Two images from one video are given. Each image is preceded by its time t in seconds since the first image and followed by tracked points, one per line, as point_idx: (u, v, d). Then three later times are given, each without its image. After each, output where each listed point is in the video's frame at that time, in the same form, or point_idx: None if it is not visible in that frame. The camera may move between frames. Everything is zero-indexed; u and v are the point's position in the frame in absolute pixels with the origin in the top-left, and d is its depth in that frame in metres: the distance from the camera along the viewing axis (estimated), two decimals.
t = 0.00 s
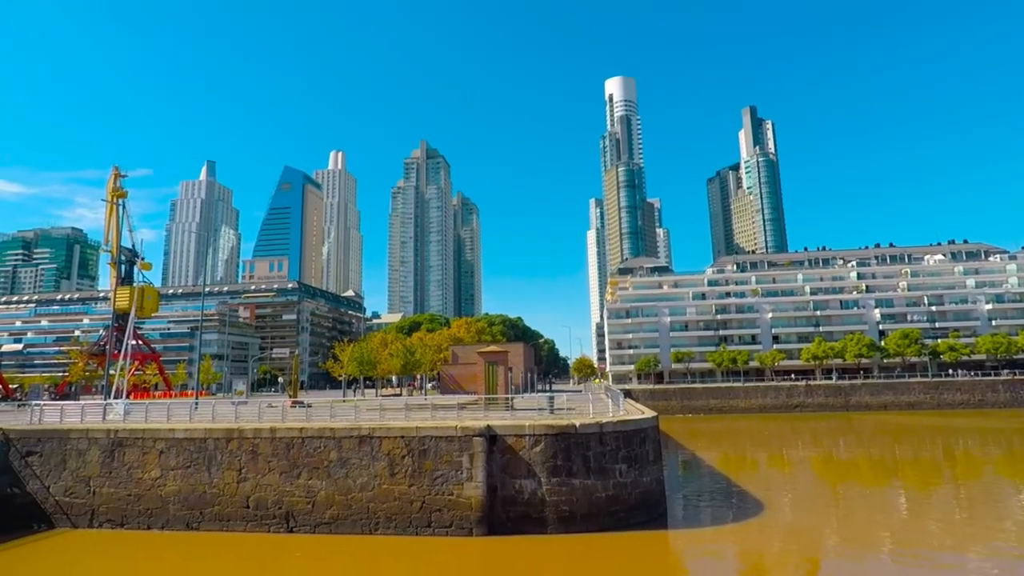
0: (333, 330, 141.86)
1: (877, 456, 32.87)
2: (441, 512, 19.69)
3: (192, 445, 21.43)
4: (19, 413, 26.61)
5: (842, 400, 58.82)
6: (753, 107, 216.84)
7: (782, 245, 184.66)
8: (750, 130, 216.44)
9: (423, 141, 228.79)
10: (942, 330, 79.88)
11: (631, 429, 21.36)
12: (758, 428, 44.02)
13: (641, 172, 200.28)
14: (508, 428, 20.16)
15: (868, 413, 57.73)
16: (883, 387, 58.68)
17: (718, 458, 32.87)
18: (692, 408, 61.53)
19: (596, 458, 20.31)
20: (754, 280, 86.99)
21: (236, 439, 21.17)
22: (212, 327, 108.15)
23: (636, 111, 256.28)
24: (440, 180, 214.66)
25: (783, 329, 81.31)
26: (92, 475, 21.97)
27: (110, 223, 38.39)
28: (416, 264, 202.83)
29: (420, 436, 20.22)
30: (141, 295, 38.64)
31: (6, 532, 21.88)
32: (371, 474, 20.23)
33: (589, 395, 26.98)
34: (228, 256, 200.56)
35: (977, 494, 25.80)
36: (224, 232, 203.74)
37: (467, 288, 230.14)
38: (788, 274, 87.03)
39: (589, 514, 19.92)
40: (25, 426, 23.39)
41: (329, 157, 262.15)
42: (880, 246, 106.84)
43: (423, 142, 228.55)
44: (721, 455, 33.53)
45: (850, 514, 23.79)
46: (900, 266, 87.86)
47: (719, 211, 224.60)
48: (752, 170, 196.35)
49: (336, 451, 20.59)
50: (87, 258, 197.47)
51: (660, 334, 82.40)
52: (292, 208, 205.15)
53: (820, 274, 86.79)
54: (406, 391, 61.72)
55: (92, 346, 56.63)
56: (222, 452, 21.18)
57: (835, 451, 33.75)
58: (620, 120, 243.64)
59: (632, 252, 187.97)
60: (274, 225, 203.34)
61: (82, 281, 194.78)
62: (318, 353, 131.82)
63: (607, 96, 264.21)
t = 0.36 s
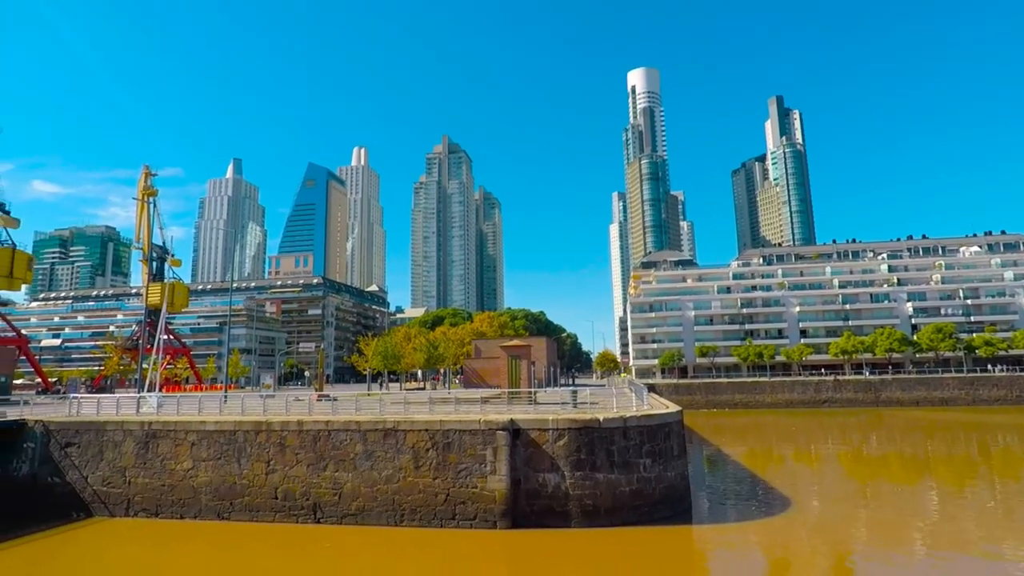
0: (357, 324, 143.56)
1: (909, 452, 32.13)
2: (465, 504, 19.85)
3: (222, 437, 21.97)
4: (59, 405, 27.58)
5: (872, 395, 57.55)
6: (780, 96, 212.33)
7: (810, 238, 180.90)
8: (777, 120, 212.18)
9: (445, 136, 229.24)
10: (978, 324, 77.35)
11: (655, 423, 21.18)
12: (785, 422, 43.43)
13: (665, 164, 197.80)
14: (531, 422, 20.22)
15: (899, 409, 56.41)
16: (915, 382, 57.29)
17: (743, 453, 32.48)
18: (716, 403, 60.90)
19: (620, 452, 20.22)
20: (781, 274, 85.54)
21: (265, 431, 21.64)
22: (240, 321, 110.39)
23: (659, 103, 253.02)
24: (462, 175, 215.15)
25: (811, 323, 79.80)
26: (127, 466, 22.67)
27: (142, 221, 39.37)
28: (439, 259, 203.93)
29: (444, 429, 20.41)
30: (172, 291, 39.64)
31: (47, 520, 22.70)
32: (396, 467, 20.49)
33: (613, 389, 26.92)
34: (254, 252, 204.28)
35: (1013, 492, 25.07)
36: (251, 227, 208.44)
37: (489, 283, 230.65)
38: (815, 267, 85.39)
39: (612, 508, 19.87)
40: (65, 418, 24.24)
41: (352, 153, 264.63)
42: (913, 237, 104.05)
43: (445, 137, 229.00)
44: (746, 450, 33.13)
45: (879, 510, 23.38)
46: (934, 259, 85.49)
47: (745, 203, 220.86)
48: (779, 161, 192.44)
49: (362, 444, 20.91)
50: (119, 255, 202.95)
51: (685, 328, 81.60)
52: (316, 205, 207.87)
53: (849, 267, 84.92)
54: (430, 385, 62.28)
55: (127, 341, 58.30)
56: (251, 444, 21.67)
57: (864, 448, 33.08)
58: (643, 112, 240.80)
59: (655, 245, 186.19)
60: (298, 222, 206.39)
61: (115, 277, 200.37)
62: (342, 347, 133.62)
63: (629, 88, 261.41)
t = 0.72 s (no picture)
0: (381, 317, 145.06)
1: (942, 447, 31.31)
2: (488, 496, 19.99)
3: (251, 427, 22.47)
4: (96, 396, 28.55)
5: (903, 389, 56.25)
6: (808, 83, 207.20)
7: (839, 228, 176.85)
8: (805, 108, 207.30)
9: (466, 129, 229.22)
10: (1016, 316, 74.80)
11: (679, 416, 20.99)
12: (811, 416, 42.78)
13: (689, 155, 194.88)
14: (554, 414, 20.23)
15: (932, 403, 55.04)
16: (949, 375, 55.78)
17: (770, 447, 32.05)
18: (742, 396, 60.18)
19: (644, 445, 20.12)
20: (809, 265, 83.87)
21: (292, 422, 22.08)
22: (267, 314, 112.56)
23: (683, 92, 249.01)
24: (484, 168, 215.05)
25: (840, 316, 78.16)
26: (161, 455, 23.34)
27: (172, 216, 40.26)
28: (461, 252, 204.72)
29: (468, 421, 20.56)
30: (202, 285, 40.73)
31: (86, 506, 23.53)
32: (421, 458, 20.74)
33: (636, 381, 26.79)
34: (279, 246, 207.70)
35: None
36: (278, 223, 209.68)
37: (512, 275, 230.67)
38: (845, 258, 83.48)
39: (636, 501, 19.80)
40: (101, 408, 25.05)
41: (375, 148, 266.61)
42: (948, 227, 100.98)
43: (467, 130, 229.01)
44: (773, 444, 32.65)
45: (910, 506, 22.89)
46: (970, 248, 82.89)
47: (771, 193, 216.66)
48: (807, 149, 188.11)
49: (387, 435, 21.18)
50: (151, 250, 208.14)
51: (709, 320, 80.68)
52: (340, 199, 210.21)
53: (880, 257, 82.83)
54: (454, 377, 62.75)
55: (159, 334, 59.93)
56: (279, 434, 22.13)
57: (895, 442, 32.33)
58: (666, 102, 237.33)
59: (679, 237, 184.06)
60: (322, 216, 209.05)
61: (147, 272, 205.68)
62: (367, 340, 135.28)
63: (653, 78, 257.85)
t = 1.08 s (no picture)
0: (405, 310, 146.27)
1: (977, 447, 30.45)
2: (511, 488, 20.07)
3: (278, 417, 22.91)
4: (130, 384, 29.38)
5: (937, 386, 54.84)
6: (840, 72, 201.88)
7: (871, 222, 172.58)
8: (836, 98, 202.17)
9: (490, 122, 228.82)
10: None
11: (704, 412, 20.73)
12: (839, 413, 42.01)
13: (715, 147, 191.69)
14: (577, 408, 20.20)
15: (967, 401, 53.56)
16: (986, 372, 54.14)
17: (797, 444, 31.55)
18: (768, 392, 59.32)
19: (668, 440, 19.95)
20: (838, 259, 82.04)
21: (318, 413, 22.47)
22: (294, 307, 114.55)
23: (709, 84, 245.03)
24: (507, 161, 214.61)
25: (871, 311, 76.40)
26: (191, 443, 23.95)
27: (202, 209, 41.10)
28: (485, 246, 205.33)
29: (491, 414, 20.66)
30: (231, 278, 41.65)
31: (121, 490, 24.28)
32: (444, 450, 20.91)
33: (661, 376, 26.59)
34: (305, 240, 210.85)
35: None
36: (307, 219, 205.61)
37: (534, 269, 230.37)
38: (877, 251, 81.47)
39: (659, 496, 19.68)
40: (134, 396, 25.77)
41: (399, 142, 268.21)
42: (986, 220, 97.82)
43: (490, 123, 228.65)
44: (800, 441, 32.14)
45: (942, 506, 22.35)
46: (1009, 242, 80.19)
47: (800, 186, 212.18)
48: (838, 141, 183.58)
49: (411, 427, 21.40)
50: (181, 243, 213.12)
51: (735, 315, 79.62)
52: (364, 192, 212.10)
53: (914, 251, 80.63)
54: (477, 370, 63.01)
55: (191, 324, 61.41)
56: (306, 424, 22.53)
57: (928, 441, 31.55)
58: (692, 93, 233.60)
59: (705, 230, 181.67)
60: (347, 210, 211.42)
61: (178, 264, 210.71)
62: (391, 332, 136.67)
63: (679, 69, 254.06)
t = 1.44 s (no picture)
0: (426, 306, 147.22)
1: (1009, 444, 29.73)
2: (533, 484, 20.13)
3: (303, 412, 23.28)
4: (159, 379, 30.06)
5: (969, 382, 53.55)
6: (867, 62, 197.21)
7: (900, 215, 168.69)
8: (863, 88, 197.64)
9: (509, 118, 228.41)
10: None
11: (728, 408, 20.49)
12: (867, 409, 41.27)
13: (738, 140, 188.86)
14: (599, 404, 20.16)
15: (1001, 397, 52.18)
16: (1021, 368, 52.63)
17: (822, 441, 31.09)
18: (793, 388, 58.50)
19: (691, 437, 19.80)
20: (865, 253, 80.52)
21: (342, 408, 22.76)
22: (317, 303, 116.13)
23: (732, 75, 241.09)
24: (527, 156, 214.17)
25: (899, 305, 74.88)
26: (218, 437, 24.45)
27: (228, 207, 41.79)
28: (505, 242, 205.60)
29: (512, 409, 20.73)
30: (255, 275, 42.38)
31: (151, 482, 24.88)
32: (465, 445, 21.04)
33: (683, 372, 26.41)
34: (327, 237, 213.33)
35: None
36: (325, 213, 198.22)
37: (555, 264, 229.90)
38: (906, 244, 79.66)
39: (682, 493, 19.55)
40: (163, 391, 26.40)
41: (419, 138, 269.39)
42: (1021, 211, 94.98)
43: (509, 119, 228.26)
44: (825, 438, 31.69)
45: (973, 505, 21.87)
46: None
47: (826, 178, 208.13)
48: (865, 132, 179.59)
49: (432, 422, 21.58)
50: (207, 240, 217.20)
51: (759, 310, 78.64)
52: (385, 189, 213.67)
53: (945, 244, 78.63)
54: (499, 365, 63.19)
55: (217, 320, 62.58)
56: (329, 419, 22.85)
57: (959, 438, 30.86)
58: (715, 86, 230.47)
59: (728, 225, 179.43)
60: (368, 207, 213.31)
61: (204, 261, 214.78)
62: (412, 328, 137.66)
63: (701, 61, 250.74)
